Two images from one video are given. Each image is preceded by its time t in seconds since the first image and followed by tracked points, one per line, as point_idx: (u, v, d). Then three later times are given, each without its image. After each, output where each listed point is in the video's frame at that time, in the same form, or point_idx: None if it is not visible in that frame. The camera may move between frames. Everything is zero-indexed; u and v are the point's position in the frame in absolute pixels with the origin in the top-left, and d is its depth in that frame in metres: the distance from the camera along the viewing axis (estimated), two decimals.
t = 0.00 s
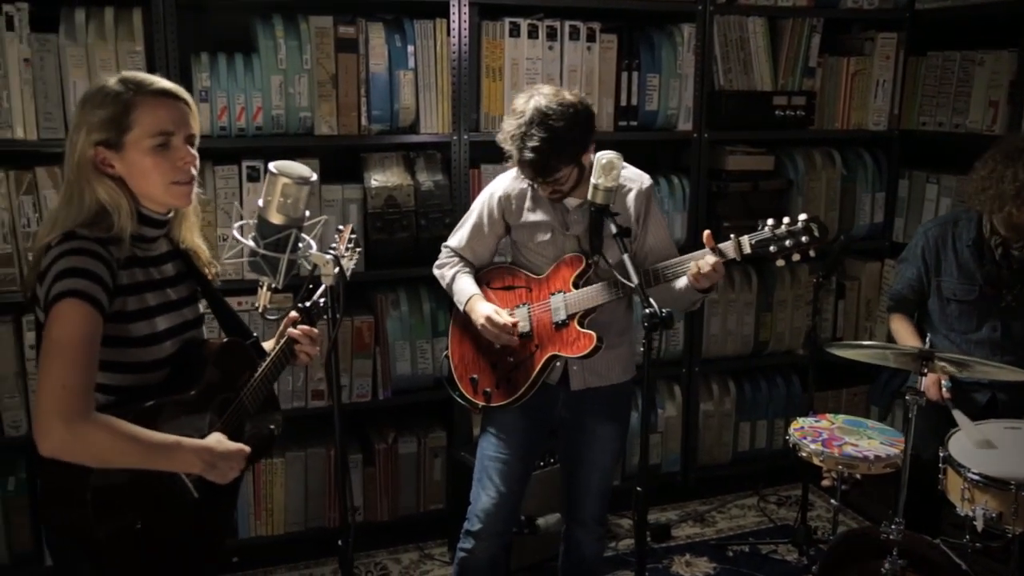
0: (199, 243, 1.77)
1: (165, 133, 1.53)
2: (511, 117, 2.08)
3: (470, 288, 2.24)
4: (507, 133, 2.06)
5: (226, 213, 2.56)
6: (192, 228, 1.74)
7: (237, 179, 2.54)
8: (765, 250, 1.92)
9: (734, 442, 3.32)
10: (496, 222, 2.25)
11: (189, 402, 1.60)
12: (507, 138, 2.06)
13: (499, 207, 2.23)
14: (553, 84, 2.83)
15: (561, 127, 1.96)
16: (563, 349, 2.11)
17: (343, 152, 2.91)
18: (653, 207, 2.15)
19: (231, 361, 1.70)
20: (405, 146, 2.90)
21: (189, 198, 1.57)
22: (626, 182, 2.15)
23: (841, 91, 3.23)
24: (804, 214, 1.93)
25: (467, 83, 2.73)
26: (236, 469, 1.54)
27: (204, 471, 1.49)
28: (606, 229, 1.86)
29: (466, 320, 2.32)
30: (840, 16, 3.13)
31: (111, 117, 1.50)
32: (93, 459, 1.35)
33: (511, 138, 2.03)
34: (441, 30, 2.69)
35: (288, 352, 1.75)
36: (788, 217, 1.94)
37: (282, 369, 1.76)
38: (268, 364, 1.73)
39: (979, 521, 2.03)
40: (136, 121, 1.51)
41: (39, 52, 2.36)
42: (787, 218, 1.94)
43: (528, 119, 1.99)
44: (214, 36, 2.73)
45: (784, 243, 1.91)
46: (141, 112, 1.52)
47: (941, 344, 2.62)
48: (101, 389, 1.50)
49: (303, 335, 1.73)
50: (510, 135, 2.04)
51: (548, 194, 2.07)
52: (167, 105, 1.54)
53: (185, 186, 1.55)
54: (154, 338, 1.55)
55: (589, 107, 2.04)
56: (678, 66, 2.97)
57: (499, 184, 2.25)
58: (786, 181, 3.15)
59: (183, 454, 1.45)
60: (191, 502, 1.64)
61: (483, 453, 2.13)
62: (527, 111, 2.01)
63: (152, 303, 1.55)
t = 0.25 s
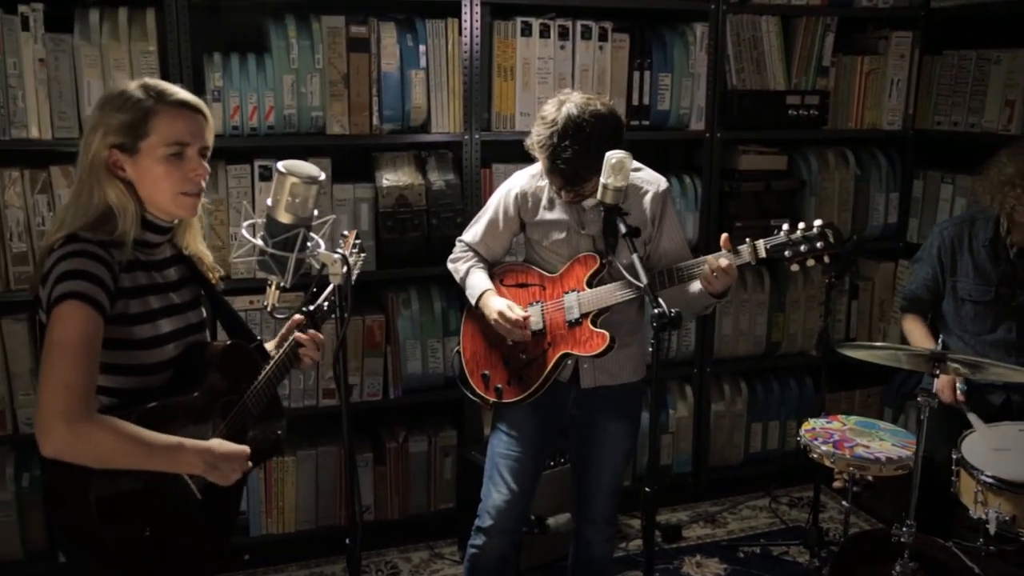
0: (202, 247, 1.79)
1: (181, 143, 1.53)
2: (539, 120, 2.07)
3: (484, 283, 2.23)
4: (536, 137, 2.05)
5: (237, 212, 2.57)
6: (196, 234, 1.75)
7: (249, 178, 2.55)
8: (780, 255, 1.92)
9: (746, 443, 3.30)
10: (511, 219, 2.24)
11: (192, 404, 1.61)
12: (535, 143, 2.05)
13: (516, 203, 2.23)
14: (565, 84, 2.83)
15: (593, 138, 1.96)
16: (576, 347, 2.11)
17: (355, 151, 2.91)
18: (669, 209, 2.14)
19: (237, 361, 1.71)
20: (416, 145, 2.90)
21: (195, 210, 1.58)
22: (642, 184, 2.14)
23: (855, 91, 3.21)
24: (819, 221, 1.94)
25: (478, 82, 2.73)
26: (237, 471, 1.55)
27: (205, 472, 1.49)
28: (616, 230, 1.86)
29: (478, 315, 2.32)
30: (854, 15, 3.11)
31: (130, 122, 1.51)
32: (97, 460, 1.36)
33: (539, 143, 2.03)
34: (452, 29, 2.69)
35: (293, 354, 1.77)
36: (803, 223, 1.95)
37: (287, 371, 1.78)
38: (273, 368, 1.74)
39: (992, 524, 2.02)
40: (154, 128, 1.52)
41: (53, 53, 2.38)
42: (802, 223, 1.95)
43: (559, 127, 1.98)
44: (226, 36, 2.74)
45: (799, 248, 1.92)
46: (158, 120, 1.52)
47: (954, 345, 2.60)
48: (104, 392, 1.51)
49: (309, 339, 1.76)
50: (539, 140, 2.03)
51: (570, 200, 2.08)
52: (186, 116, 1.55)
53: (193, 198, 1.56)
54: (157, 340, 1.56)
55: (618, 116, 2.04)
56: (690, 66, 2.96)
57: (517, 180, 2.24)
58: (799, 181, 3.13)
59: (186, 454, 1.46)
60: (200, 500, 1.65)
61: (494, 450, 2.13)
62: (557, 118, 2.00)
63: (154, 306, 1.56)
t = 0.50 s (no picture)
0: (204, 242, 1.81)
1: (181, 136, 1.54)
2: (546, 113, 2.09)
3: (492, 281, 2.24)
4: (542, 129, 2.06)
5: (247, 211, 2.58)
6: (198, 229, 1.77)
7: (259, 177, 2.56)
8: (787, 253, 1.90)
9: (755, 443, 3.29)
10: (520, 219, 2.25)
11: (199, 391, 1.62)
12: (541, 135, 2.06)
13: (524, 203, 2.23)
14: (573, 83, 2.82)
15: (599, 128, 1.97)
16: (584, 346, 2.10)
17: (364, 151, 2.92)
18: (677, 208, 2.14)
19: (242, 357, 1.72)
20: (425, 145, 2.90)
21: (191, 204, 1.58)
22: (651, 182, 2.13)
23: (865, 90, 3.20)
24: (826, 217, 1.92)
25: (487, 82, 2.73)
26: (248, 456, 1.55)
27: (215, 458, 1.50)
28: (623, 230, 1.86)
29: (487, 313, 2.32)
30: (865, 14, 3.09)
31: (135, 111, 1.52)
32: (105, 450, 1.37)
33: (546, 135, 2.04)
34: (461, 29, 2.69)
35: (297, 344, 1.79)
36: (812, 220, 1.93)
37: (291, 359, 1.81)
38: (277, 356, 1.77)
39: (1003, 527, 1.99)
40: (157, 119, 1.52)
41: (65, 52, 2.40)
42: (810, 220, 1.93)
43: (565, 117, 2.00)
44: (236, 36, 2.75)
45: (806, 246, 1.90)
46: (163, 112, 1.53)
47: (966, 346, 2.59)
48: (113, 384, 1.53)
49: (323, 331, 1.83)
50: (545, 132, 2.04)
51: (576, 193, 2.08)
52: (191, 110, 1.56)
53: (189, 192, 1.56)
54: (161, 331, 1.57)
55: (624, 109, 2.04)
56: (700, 65, 2.96)
57: (525, 179, 2.25)
58: (809, 181, 3.12)
59: (194, 442, 1.47)
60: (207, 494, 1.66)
61: (503, 449, 2.13)
62: (564, 109, 2.01)
63: (157, 296, 1.57)
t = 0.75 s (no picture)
0: (210, 254, 1.80)
1: (180, 141, 1.56)
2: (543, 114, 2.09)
3: (495, 299, 2.25)
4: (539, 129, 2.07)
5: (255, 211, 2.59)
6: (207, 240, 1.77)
7: (267, 177, 2.57)
8: (788, 246, 1.89)
9: (763, 444, 3.28)
10: (527, 220, 2.25)
11: (203, 392, 1.64)
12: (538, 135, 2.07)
13: (531, 204, 2.24)
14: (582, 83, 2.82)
15: (592, 122, 1.96)
16: (588, 344, 2.10)
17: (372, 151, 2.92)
18: (682, 206, 2.13)
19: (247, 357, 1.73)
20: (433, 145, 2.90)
21: (182, 209, 1.58)
22: (654, 181, 2.14)
23: (875, 90, 3.18)
24: (828, 209, 1.90)
25: (495, 82, 2.73)
26: (249, 459, 1.58)
27: (216, 459, 1.52)
28: (628, 230, 1.86)
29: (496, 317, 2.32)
30: (875, 13, 3.08)
31: (143, 111, 1.56)
32: (108, 446, 1.37)
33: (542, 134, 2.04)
34: (469, 29, 2.69)
35: (302, 345, 1.79)
36: (813, 213, 1.91)
37: (296, 362, 1.81)
38: (282, 359, 1.77)
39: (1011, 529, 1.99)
40: (161, 121, 1.55)
41: (74, 53, 2.41)
42: (812, 213, 1.91)
43: (559, 115, 2.00)
44: (245, 36, 2.76)
45: (807, 238, 1.88)
46: (168, 116, 1.56)
47: (975, 347, 2.57)
48: (117, 385, 1.54)
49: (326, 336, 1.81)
50: (542, 131, 2.04)
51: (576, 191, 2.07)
52: (196, 117, 1.58)
53: (181, 196, 1.56)
54: (163, 332, 1.58)
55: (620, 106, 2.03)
56: (708, 65, 2.95)
57: (531, 182, 2.26)
58: (818, 180, 3.11)
59: (196, 443, 1.48)
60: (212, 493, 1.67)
61: (509, 449, 2.14)
62: (559, 107, 2.01)
63: (159, 299, 1.58)
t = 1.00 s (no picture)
0: (220, 247, 1.80)
1: (192, 134, 1.55)
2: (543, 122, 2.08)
3: (502, 291, 2.25)
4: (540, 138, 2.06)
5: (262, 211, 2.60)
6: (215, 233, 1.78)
7: (274, 177, 2.58)
8: (793, 246, 1.87)
9: (772, 445, 3.27)
10: (530, 222, 2.25)
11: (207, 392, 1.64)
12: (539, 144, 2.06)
13: (534, 206, 2.24)
14: (589, 83, 2.82)
15: (593, 133, 1.95)
16: (593, 346, 2.09)
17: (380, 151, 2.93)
18: (687, 204, 2.12)
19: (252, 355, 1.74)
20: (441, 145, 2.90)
21: (195, 203, 1.59)
22: (657, 180, 2.13)
23: (884, 90, 3.17)
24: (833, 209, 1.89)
25: (502, 81, 2.73)
26: (255, 454, 1.57)
27: (221, 456, 1.51)
28: (633, 230, 1.85)
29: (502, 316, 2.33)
30: (884, 12, 3.06)
31: (150, 108, 1.55)
32: (113, 444, 1.38)
33: (543, 145, 2.03)
34: (476, 28, 2.69)
35: (309, 343, 1.81)
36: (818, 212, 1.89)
37: (303, 360, 1.82)
38: (289, 357, 1.78)
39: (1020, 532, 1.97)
40: (171, 117, 1.55)
41: (83, 53, 2.42)
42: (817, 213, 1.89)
43: (559, 126, 1.99)
44: (254, 36, 2.77)
45: (812, 238, 1.87)
46: (177, 111, 1.55)
47: (984, 348, 2.56)
48: (121, 380, 1.54)
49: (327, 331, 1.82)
50: (543, 142, 2.04)
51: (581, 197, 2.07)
52: (204, 110, 1.58)
53: (195, 191, 1.57)
54: (169, 328, 1.59)
55: (621, 111, 2.02)
56: (717, 64, 2.94)
57: (535, 183, 2.25)
58: (827, 181, 3.10)
59: (200, 439, 1.48)
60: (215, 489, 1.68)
61: (515, 449, 2.14)
62: (559, 118, 2.00)
63: (166, 295, 1.59)
